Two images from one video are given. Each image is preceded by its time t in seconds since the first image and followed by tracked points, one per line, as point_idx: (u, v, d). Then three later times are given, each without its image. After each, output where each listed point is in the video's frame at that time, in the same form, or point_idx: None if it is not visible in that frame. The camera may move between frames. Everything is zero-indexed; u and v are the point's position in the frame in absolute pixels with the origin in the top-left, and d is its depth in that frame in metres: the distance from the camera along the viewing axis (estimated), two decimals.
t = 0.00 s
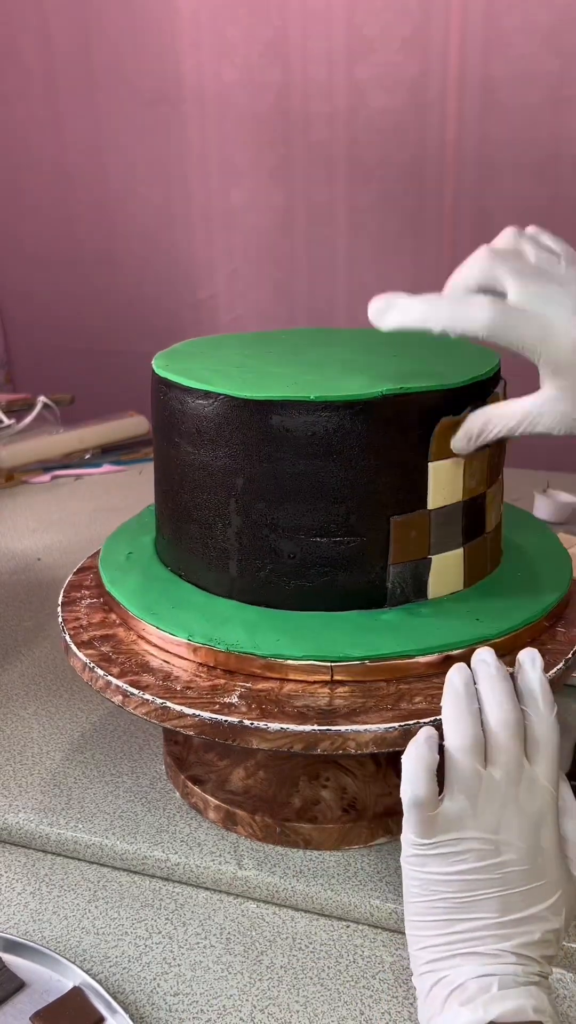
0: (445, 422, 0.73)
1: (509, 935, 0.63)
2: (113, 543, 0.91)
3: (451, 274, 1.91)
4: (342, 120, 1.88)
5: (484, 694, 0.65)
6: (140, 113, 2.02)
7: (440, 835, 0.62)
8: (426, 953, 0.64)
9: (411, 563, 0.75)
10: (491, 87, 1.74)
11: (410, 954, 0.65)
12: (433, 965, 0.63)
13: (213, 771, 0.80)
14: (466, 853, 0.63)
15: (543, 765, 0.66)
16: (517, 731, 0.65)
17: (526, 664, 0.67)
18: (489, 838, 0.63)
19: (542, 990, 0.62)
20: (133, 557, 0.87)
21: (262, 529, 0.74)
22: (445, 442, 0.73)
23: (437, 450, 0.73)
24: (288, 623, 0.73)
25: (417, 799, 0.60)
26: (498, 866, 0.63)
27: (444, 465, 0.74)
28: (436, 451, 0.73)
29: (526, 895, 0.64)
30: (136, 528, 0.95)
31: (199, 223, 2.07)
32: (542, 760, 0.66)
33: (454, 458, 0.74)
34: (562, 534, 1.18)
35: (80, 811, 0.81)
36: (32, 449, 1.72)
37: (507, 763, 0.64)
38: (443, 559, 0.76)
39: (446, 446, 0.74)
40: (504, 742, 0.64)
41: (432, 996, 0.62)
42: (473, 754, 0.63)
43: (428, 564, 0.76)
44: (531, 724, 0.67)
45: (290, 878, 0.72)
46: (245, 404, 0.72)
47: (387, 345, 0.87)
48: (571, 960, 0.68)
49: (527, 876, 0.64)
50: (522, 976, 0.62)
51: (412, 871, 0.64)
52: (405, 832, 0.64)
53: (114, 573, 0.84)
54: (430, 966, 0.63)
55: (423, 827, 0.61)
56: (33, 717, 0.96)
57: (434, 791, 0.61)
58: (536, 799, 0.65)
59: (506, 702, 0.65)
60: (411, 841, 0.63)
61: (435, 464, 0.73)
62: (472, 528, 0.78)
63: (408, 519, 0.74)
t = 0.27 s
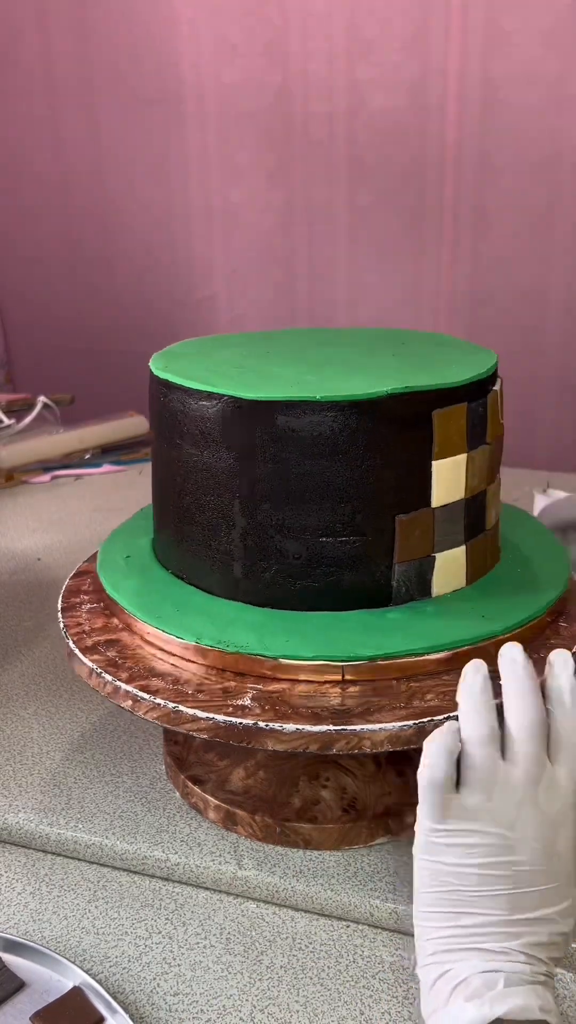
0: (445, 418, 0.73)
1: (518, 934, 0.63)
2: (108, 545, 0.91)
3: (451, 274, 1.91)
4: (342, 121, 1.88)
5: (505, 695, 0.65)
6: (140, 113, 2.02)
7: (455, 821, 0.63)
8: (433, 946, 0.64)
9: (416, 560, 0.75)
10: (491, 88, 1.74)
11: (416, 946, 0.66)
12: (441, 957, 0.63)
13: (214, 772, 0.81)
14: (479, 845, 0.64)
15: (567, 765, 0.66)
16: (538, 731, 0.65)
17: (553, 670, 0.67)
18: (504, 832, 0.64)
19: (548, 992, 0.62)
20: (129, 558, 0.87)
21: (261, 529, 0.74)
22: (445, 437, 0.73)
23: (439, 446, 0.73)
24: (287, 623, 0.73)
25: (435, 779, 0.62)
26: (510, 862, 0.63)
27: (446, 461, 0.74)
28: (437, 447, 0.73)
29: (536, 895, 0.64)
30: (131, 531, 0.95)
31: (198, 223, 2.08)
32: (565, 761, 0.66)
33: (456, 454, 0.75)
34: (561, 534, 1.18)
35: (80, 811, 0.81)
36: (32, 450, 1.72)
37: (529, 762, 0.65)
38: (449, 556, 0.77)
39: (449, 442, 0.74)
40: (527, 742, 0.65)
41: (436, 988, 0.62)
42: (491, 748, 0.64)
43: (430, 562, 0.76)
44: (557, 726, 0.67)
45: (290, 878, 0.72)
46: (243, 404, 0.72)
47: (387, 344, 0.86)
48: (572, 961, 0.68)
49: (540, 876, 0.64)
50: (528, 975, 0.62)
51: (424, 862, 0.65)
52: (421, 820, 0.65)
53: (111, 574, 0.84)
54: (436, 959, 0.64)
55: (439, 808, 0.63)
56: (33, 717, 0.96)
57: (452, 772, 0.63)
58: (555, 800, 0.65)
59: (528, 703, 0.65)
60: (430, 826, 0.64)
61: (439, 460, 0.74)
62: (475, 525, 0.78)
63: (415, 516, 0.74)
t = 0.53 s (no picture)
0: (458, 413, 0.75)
1: (509, 930, 0.63)
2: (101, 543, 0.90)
3: (451, 274, 1.91)
4: (342, 121, 1.88)
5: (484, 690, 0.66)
6: (140, 113, 2.02)
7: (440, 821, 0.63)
8: (426, 948, 0.64)
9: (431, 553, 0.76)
10: (490, 88, 1.74)
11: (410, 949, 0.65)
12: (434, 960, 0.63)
13: (213, 771, 0.80)
14: (465, 845, 0.63)
15: (543, 759, 0.67)
16: (518, 727, 0.65)
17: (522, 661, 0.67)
18: (490, 829, 0.64)
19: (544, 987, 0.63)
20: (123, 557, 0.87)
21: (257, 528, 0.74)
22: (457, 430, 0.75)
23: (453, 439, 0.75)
24: (281, 623, 0.73)
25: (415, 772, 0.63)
26: (499, 860, 0.63)
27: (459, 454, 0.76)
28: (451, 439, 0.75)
29: (526, 892, 0.64)
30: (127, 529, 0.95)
31: (198, 223, 2.08)
32: (541, 758, 0.67)
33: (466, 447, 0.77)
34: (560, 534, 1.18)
35: (80, 811, 0.81)
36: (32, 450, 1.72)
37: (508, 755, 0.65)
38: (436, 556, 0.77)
39: (459, 435, 0.76)
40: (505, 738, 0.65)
41: (431, 990, 0.62)
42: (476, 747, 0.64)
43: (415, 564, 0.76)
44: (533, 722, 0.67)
45: (290, 878, 0.72)
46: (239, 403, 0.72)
47: (374, 345, 0.87)
48: (571, 960, 0.68)
49: (528, 872, 0.64)
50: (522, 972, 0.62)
51: (413, 864, 0.64)
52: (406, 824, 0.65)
53: (103, 572, 0.84)
54: (431, 962, 0.63)
55: (422, 808, 0.63)
56: (33, 717, 0.96)
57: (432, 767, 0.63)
58: (538, 794, 0.65)
59: (506, 700, 0.65)
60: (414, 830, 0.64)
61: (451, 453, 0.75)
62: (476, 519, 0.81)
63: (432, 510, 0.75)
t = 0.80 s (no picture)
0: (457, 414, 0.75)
1: (506, 930, 0.63)
2: (100, 544, 0.90)
3: (451, 274, 1.91)
4: (342, 120, 1.88)
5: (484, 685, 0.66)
6: (141, 113, 2.02)
7: (439, 822, 0.63)
8: (423, 948, 0.64)
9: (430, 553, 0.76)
10: (491, 88, 1.74)
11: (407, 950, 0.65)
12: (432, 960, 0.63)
13: (214, 772, 0.81)
14: (463, 845, 0.63)
15: (542, 758, 0.67)
16: (516, 724, 0.65)
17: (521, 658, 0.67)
18: (488, 830, 0.63)
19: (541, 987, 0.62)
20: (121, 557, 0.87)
21: (256, 528, 0.74)
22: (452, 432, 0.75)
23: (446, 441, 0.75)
24: (280, 623, 0.73)
25: (415, 773, 0.62)
26: (497, 860, 0.63)
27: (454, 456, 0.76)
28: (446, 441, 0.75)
29: (523, 892, 0.64)
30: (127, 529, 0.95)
31: (198, 223, 2.08)
32: (540, 758, 0.66)
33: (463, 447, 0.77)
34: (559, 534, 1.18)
35: (80, 811, 0.81)
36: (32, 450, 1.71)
37: (506, 755, 0.65)
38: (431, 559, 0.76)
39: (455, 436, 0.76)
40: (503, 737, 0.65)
41: (429, 991, 0.62)
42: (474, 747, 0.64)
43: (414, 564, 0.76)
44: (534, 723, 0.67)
45: (290, 878, 0.72)
46: (237, 403, 0.72)
47: (371, 345, 0.87)
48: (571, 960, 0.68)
49: (526, 872, 0.64)
50: (520, 972, 0.62)
51: (410, 864, 0.64)
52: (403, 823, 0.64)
53: (102, 572, 0.84)
54: (428, 962, 0.63)
55: (420, 810, 0.63)
56: (33, 717, 0.96)
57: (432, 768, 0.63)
58: (537, 794, 0.65)
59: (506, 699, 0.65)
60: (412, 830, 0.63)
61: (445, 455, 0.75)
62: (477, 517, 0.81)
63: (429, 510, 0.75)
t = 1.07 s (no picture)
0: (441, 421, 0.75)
1: (517, 936, 0.64)
2: (95, 550, 0.90)
3: (451, 274, 1.91)
4: (342, 120, 1.88)
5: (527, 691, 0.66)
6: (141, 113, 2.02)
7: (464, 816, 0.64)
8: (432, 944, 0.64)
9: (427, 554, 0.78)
10: (491, 87, 1.73)
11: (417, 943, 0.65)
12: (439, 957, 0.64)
13: (214, 772, 0.81)
14: (484, 845, 0.64)
15: (572, 771, 0.66)
16: (549, 733, 0.65)
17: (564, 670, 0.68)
18: (510, 834, 0.63)
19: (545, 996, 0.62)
20: (117, 560, 0.87)
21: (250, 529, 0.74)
22: (441, 437, 0.75)
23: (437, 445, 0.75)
24: (277, 624, 0.73)
25: (447, 766, 0.64)
26: (516, 865, 0.63)
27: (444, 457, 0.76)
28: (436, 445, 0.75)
29: (536, 899, 0.64)
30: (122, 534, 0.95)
31: (198, 223, 2.08)
32: (571, 770, 0.66)
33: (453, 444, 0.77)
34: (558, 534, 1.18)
35: (80, 811, 0.81)
36: (32, 450, 1.71)
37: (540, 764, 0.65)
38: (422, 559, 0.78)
39: (445, 437, 0.76)
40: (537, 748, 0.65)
41: (433, 986, 0.62)
42: (506, 749, 0.65)
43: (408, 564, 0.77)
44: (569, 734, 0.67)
45: (290, 878, 0.72)
46: (232, 404, 0.72)
47: (364, 345, 0.87)
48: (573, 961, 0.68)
49: (542, 881, 0.64)
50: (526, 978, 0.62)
51: (430, 857, 0.65)
52: (428, 816, 0.65)
53: (96, 578, 0.83)
54: (435, 958, 0.64)
55: (446, 801, 0.64)
56: (33, 717, 0.96)
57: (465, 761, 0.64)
58: (563, 806, 0.65)
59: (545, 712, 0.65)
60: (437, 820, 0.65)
61: (436, 460, 0.75)
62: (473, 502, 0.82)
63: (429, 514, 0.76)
